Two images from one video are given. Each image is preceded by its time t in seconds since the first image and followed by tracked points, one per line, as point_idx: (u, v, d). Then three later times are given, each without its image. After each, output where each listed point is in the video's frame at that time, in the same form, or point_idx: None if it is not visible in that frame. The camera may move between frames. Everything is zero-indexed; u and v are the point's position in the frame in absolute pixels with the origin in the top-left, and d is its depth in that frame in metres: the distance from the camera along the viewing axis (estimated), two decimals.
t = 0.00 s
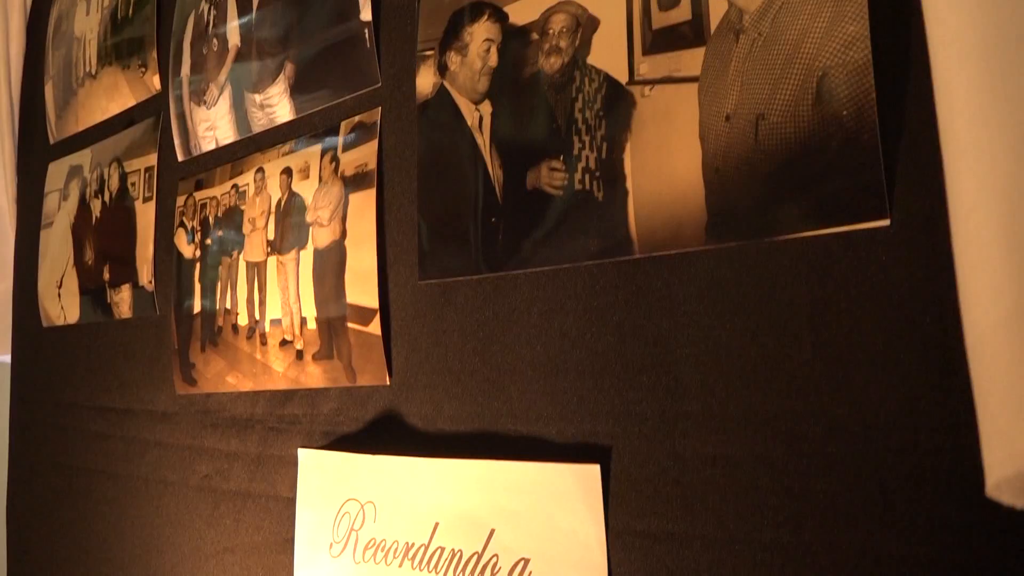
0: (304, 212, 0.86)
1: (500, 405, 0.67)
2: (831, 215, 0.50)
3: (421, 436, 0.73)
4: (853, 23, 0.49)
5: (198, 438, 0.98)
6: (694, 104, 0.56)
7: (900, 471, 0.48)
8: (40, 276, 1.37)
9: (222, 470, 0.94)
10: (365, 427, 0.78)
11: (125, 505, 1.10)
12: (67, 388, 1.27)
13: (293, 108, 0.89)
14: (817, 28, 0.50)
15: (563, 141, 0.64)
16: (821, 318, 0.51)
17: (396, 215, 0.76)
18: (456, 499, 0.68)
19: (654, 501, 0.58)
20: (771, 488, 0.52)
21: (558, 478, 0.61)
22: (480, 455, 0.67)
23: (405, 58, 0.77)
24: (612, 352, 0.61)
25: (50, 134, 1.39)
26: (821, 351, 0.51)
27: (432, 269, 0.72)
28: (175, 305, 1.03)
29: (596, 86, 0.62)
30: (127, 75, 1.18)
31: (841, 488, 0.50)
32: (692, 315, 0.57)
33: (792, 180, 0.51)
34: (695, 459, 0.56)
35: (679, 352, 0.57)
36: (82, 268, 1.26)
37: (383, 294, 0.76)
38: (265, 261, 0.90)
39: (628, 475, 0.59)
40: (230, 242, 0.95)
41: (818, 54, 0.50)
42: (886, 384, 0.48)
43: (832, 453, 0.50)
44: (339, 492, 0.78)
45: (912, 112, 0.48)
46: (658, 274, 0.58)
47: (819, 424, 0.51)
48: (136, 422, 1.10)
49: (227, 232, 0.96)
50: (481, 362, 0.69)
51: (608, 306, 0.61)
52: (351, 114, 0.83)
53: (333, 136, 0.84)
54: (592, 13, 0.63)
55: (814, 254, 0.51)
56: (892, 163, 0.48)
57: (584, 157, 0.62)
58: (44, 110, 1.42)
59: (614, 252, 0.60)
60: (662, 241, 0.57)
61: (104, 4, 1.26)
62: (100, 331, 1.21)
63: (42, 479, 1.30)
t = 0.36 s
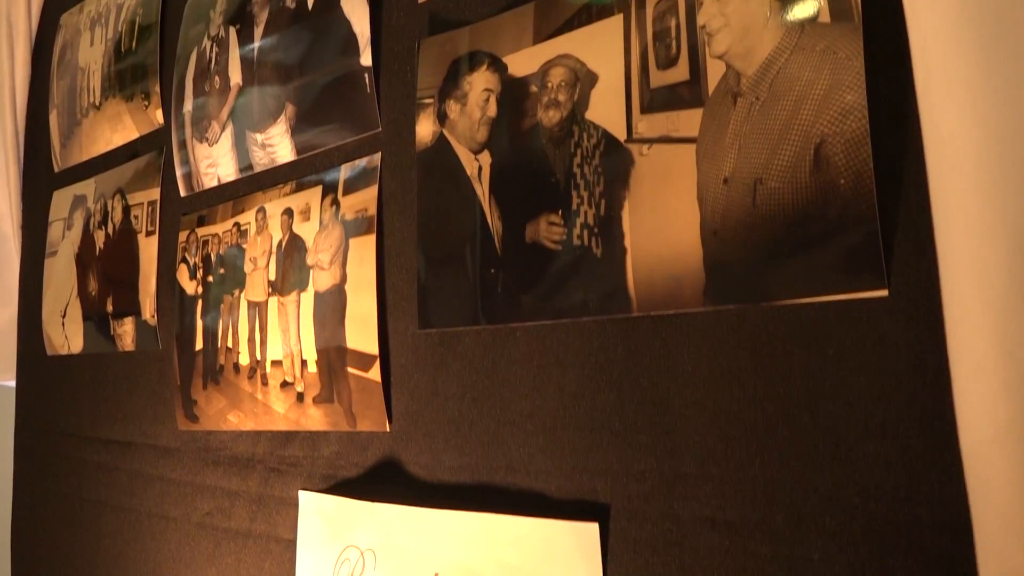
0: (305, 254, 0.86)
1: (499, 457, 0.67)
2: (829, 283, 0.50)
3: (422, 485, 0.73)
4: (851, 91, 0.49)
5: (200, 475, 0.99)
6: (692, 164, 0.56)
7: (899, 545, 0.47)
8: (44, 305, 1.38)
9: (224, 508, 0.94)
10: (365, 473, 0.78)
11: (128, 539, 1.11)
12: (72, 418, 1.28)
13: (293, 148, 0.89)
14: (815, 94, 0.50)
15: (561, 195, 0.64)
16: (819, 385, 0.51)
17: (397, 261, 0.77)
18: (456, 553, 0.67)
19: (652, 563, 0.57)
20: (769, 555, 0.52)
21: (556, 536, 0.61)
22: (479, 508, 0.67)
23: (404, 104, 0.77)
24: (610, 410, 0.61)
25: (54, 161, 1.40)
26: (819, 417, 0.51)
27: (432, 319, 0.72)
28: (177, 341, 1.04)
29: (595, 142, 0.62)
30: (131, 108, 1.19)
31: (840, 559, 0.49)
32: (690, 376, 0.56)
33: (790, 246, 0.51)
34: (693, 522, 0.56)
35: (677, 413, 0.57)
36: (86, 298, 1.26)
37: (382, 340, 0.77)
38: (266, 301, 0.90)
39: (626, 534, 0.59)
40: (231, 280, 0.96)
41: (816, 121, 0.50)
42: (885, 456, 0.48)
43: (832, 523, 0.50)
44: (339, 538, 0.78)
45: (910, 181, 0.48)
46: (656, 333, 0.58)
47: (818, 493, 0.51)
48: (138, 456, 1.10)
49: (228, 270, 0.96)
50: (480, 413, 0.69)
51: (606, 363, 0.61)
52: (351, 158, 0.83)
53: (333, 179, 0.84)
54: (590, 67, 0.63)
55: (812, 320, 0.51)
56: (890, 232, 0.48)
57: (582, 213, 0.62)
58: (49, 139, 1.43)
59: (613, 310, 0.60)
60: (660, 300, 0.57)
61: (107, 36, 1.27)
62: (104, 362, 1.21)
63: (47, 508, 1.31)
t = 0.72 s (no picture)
0: (314, 288, 0.86)
1: (506, 501, 0.67)
2: (838, 342, 0.50)
3: (430, 525, 0.73)
4: (861, 151, 0.49)
5: (210, 504, 0.99)
6: (701, 217, 0.56)
7: None
8: (55, 327, 1.40)
9: (233, 538, 0.95)
10: (374, 509, 0.78)
11: (138, 564, 1.12)
12: (83, 440, 1.29)
13: (304, 181, 0.90)
14: (825, 152, 0.50)
15: (570, 242, 0.64)
16: (828, 444, 0.51)
17: (405, 299, 0.77)
18: None
19: None
20: None
21: None
22: (488, 552, 0.67)
23: (413, 141, 0.78)
24: (617, 459, 0.61)
25: (67, 183, 1.42)
26: (830, 474, 0.51)
27: (440, 359, 0.72)
28: (188, 369, 1.05)
29: (603, 190, 0.62)
30: (142, 134, 1.20)
31: None
32: (698, 429, 0.56)
33: (800, 304, 0.51)
34: None
35: (685, 465, 0.57)
36: (97, 321, 1.28)
37: (391, 378, 0.77)
38: (276, 333, 0.91)
39: None
40: (241, 311, 0.97)
41: (825, 179, 0.50)
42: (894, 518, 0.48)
43: None
44: None
45: (921, 240, 0.48)
46: (664, 384, 0.58)
47: (826, 552, 0.50)
48: (149, 482, 1.11)
49: (239, 300, 0.97)
50: (487, 456, 0.69)
51: (614, 411, 0.61)
52: (360, 193, 0.83)
53: (342, 214, 0.84)
54: (599, 114, 0.63)
55: (822, 378, 0.51)
56: (900, 292, 0.48)
57: (590, 260, 0.62)
58: (62, 161, 1.44)
59: (621, 359, 0.60)
60: (668, 352, 0.57)
61: (119, 62, 1.28)
62: (115, 386, 1.23)
63: (58, 529, 1.33)
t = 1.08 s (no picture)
0: (315, 322, 0.86)
1: (506, 548, 0.66)
2: (842, 405, 0.49)
3: (430, 568, 0.72)
4: (866, 211, 0.48)
5: (211, 534, 0.99)
6: (704, 270, 0.55)
7: None
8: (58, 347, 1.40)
9: (234, 570, 0.95)
10: (374, 548, 0.78)
11: None
12: (84, 462, 1.29)
13: (305, 213, 0.89)
14: (830, 211, 0.49)
15: (571, 288, 0.63)
16: (832, 507, 0.50)
17: (405, 337, 0.76)
18: None
19: None
20: None
21: None
22: None
23: (413, 178, 0.77)
24: (618, 511, 0.60)
25: (69, 203, 1.42)
26: (834, 538, 0.50)
27: (440, 401, 0.72)
28: (188, 397, 1.04)
29: (605, 237, 0.61)
30: (144, 157, 1.20)
31: None
32: (700, 485, 0.56)
33: (804, 363, 0.50)
34: None
35: (686, 521, 0.56)
36: (99, 343, 1.28)
37: (390, 417, 0.76)
38: (276, 365, 0.90)
39: None
40: (242, 341, 0.96)
41: (830, 238, 0.49)
42: None
43: None
44: None
45: (928, 304, 0.47)
46: (666, 437, 0.57)
47: None
48: (150, 508, 1.11)
49: (240, 330, 0.97)
50: (487, 501, 0.68)
51: (614, 461, 0.60)
52: (361, 227, 0.83)
53: (342, 248, 0.84)
54: (601, 159, 0.62)
55: (826, 439, 0.50)
56: (906, 355, 0.47)
57: (592, 308, 0.61)
58: (64, 180, 1.45)
59: (623, 410, 0.59)
60: (670, 405, 0.57)
61: (122, 83, 1.28)
62: (116, 409, 1.23)
63: (61, 550, 1.33)
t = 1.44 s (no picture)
0: (309, 357, 0.85)
1: None
2: (841, 469, 0.48)
3: None
4: (865, 273, 0.47)
5: (206, 565, 0.99)
6: (700, 324, 0.54)
7: None
8: (54, 369, 1.40)
9: None
10: None
11: None
12: (79, 486, 1.29)
13: (299, 246, 0.89)
14: (828, 271, 0.48)
15: (567, 336, 0.62)
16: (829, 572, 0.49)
17: (399, 376, 0.76)
18: None
19: None
20: None
21: None
22: None
23: (407, 216, 0.76)
24: (613, 564, 0.59)
25: (66, 224, 1.42)
26: None
27: (434, 444, 0.71)
28: (183, 426, 1.04)
29: (600, 286, 0.60)
30: (140, 181, 1.20)
31: None
32: (696, 542, 0.55)
33: (802, 425, 0.49)
34: None
35: None
36: (95, 367, 1.28)
37: (385, 458, 0.75)
38: (270, 399, 0.90)
39: None
40: (236, 372, 0.96)
41: (828, 300, 0.48)
42: None
43: None
44: None
45: (928, 369, 0.46)
46: (662, 490, 0.57)
47: None
48: (145, 536, 1.11)
49: (235, 361, 0.96)
50: (482, 547, 0.68)
51: (610, 513, 0.60)
52: (356, 263, 0.82)
53: (337, 283, 0.83)
54: (596, 206, 0.61)
55: (824, 502, 0.49)
56: (906, 420, 0.46)
57: (587, 357, 0.61)
58: (61, 201, 1.45)
59: (618, 462, 0.59)
60: (667, 459, 0.56)
61: (118, 105, 1.28)
62: (111, 433, 1.22)
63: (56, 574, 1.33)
